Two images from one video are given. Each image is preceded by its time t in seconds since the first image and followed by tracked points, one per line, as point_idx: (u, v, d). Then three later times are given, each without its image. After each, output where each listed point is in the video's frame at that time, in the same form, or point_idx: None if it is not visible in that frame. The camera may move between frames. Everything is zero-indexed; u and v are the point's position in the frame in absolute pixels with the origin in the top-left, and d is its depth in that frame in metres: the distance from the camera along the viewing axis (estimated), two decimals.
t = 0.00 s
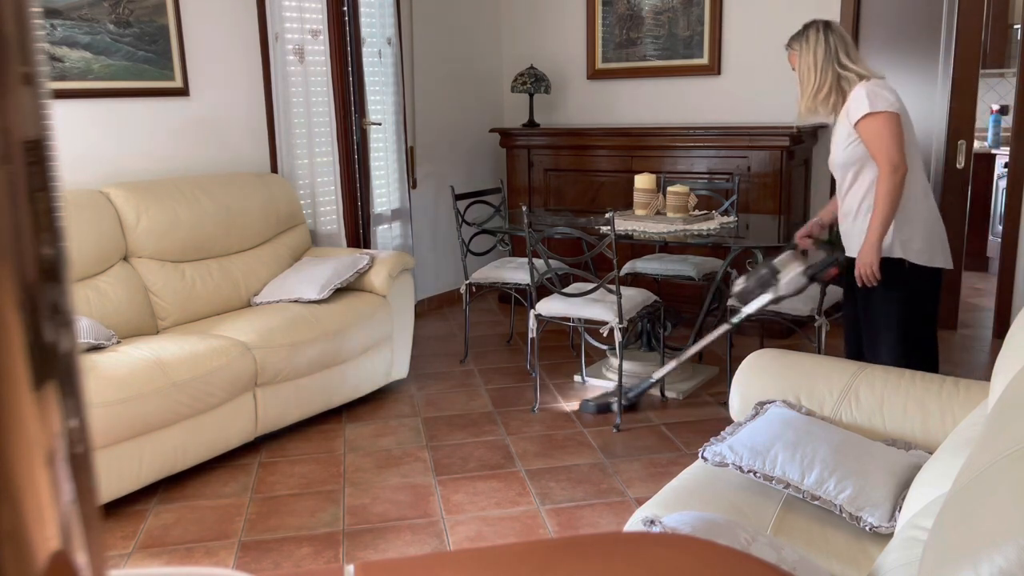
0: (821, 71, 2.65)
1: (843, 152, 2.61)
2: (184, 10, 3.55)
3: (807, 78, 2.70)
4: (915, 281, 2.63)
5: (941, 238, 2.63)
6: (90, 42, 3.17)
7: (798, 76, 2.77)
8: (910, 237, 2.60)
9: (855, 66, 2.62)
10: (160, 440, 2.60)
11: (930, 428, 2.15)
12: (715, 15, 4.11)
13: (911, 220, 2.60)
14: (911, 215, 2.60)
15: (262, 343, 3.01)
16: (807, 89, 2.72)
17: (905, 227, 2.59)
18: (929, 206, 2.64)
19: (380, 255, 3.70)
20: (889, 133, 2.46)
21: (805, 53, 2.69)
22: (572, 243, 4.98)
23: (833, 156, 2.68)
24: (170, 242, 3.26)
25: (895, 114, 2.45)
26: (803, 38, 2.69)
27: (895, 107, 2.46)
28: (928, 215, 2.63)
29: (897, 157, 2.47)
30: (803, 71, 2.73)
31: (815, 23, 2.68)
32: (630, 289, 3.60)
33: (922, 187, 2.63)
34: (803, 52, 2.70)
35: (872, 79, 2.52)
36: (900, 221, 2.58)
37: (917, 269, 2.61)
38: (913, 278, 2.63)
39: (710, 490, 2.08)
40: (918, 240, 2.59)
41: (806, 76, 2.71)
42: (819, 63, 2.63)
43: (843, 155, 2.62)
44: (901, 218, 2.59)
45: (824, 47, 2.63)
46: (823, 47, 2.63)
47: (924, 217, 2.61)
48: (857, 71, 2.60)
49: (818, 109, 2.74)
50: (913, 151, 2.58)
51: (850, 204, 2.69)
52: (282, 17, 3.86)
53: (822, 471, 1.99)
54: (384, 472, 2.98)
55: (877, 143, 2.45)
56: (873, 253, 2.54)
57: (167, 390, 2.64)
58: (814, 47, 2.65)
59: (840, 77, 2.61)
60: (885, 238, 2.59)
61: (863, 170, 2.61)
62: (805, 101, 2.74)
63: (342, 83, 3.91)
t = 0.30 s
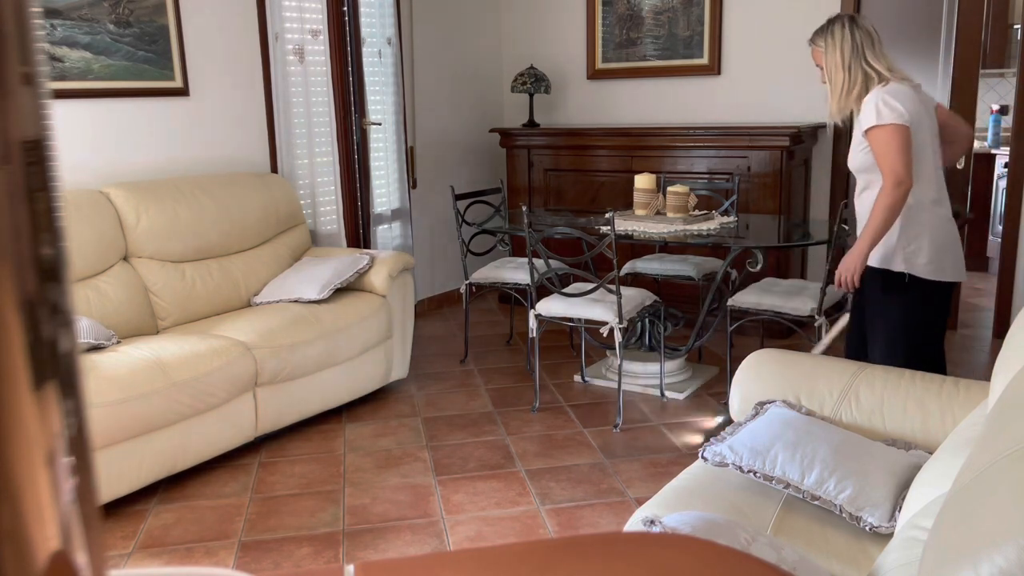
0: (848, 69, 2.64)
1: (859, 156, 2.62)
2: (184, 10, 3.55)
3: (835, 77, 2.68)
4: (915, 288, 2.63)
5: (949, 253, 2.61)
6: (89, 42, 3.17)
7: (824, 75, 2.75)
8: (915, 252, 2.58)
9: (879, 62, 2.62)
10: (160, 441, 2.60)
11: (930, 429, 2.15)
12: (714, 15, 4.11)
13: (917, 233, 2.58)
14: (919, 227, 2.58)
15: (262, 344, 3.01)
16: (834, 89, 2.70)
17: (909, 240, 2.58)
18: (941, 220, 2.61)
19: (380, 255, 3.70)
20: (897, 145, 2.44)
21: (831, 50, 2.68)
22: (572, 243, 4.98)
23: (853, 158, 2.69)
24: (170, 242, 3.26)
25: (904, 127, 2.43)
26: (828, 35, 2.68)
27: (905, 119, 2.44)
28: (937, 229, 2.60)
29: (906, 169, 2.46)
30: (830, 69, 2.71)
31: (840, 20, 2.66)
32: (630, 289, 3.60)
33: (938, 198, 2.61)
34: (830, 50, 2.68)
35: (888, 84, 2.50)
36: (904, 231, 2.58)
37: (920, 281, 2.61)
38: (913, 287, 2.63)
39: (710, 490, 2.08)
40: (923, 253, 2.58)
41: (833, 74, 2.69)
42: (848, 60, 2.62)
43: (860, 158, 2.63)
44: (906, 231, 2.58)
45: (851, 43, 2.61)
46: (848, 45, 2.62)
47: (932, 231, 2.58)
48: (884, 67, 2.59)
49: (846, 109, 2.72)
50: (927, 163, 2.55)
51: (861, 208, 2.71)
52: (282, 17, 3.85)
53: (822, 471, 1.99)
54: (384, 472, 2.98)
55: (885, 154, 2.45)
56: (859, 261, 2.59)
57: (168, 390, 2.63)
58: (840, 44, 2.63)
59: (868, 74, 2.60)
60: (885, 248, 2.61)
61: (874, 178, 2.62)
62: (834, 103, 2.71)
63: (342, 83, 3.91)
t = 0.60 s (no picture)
0: (857, 68, 2.60)
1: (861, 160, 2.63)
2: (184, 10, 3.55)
3: (843, 77, 2.63)
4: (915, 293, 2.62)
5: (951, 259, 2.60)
6: (90, 42, 3.16)
7: (831, 74, 2.70)
8: (914, 256, 2.59)
9: (885, 61, 2.60)
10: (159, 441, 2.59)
11: (930, 429, 2.16)
12: (714, 15, 4.11)
13: (916, 238, 2.59)
14: (919, 232, 2.58)
15: (262, 343, 3.01)
16: (843, 90, 2.65)
17: (909, 244, 2.59)
18: (942, 225, 2.60)
19: (380, 255, 3.70)
20: (896, 150, 2.45)
21: (838, 48, 2.64)
22: (572, 243, 4.98)
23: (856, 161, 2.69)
24: (170, 242, 3.26)
25: (903, 131, 2.43)
26: (836, 33, 2.64)
27: (904, 123, 2.44)
28: (938, 234, 2.60)
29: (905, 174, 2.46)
30: (837, 69, 2.66)
31: (846, 18, 2.65)
32: (630, 289, 3.61)
33: (939, 203, 2.61)
34: (838, 49, 2.64)
35: (889, 87, 2.50)
36: (903, 236, 2.59)
37: (918, 287, 2.61)
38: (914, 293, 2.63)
39: (710, 489, 2.08)
40: (923, 258, 2.58)
41: (842, 74, 2.64)
42: (857, 59, 2.57)
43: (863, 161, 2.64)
44: (905, 234, 2.59)
45: (860, 42, 2.57)
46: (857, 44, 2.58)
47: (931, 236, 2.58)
48: (889, 67, 2.57)
49: (854, 110, 2.68)
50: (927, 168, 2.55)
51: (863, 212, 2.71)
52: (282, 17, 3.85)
53: (822, 471, 1.99)
54: (385, 472, 2.98)
55: (884, 159, 2.45)
56: (860, 268, 2.60)
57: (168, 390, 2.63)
58: (849, 43, 2.60)
59: (878, 74, 2.57)
60: (886, 254, 2.61)
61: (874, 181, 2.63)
62: (843, 103, 2.66)
63: (342, 83, 3.91)
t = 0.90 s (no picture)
0: (838, 71, 2.65)
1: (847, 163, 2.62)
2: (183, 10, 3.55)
3: (825, 80, 2.69)
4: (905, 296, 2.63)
5: (938, 260, 2.61)
6: (90, 42, 3.16)
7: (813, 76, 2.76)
8: (904, 258, 2.59)
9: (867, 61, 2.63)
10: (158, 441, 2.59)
11: (930, 429, 2.15)
12: (714, 15, 4.11)
13: (903, 240, 2.59)
14: (907, 234, 2.59)
15: (261, 344, 3.01)
16: (825, 92, 2.71)
17: (899, 247, 2.59)
18: (927, 227, 2.62)
19: (380, 255, 3.70)
20: (887, 151, 2.44)
21: (818, 52, 2.68)
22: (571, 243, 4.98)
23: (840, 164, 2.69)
24: (170, 242, 3.26)
25: (894, 132, 2.43)
26: (814, 36, 2.68)
27: (894, 124, 2.44)
28: (924, 236, 2.61)
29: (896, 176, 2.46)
30: (818, 71, 2.72)
31: (826, 21, 2.68)
32: (629, 289, 3.61)
33: (923, 204, 2.62)
34: (817, 52, 2.69)
35: (876, 88, 2.50)
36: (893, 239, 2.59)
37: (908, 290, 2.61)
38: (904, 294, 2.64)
39: (711, 489, 2.08)
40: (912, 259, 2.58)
41: (823, 77, 2.69)
42: (836, 61, 2.62)
43: (849, 164, 2.64)
44: (895, 237, 2.59)
45: (839, 44, 2.62)
46: (836, 47, 2.63)
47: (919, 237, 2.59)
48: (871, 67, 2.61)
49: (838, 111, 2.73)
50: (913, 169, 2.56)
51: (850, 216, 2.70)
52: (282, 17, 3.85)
53: (822, 471, 1.99)
54: (385, 472, 2.98)
55: (876, 161, 2.44)
56: (855, 273, 2.57)
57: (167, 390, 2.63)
58: (828, 46, 2.64)
59: (858, 75, 2.61)
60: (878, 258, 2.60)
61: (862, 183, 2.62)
62: (826, 106, 2.71)
63: (342, 83, 3.91)
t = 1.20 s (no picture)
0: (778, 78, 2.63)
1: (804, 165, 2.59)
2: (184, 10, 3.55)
3: (764, 88, 2.67)
4: (886, 288, 2.61)
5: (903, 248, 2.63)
6: (90, 42, 3.16)
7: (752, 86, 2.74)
8: (877, 250, 2.57)
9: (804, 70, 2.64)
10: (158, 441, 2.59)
11: (931, 429, 2.15)
12: (715, 15, 4.10)
13: (876, 230, 2.59)
14: (874, 226, 2.58)
15: (262, 344, 3.01)
16: (764, 101, 2.69)
17: (871, 239, 2.57)
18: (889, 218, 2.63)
19: (380, 255, 3.70)
20: (851, 146, 2.43)
21: (758, 59, 2.68)
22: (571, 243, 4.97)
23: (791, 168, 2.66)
24: (170, 242, 3.26)
25: (855, 126, 2.43)
26: (754, 44, 2.69)
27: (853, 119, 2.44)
28: (887, 227, 2.62)
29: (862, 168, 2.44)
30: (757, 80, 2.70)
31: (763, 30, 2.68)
32: (630, 289, 3.61)
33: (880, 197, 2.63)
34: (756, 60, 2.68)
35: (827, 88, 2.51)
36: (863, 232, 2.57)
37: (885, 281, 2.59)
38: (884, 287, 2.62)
39: (711, 489, 2.08)
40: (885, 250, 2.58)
41: (763, 85, 2.68)
42: (775, 68, 2.62)
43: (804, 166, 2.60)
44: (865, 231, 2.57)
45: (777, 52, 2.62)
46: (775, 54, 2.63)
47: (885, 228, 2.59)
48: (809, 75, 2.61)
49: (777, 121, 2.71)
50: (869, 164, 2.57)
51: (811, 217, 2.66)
52: (282, 17, 3.85)
53: (822, 471, 1.99)
54: (385, 472, 2.98)
55: (844, 156, 2.42)
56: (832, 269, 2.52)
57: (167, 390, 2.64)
58: (768, 53, 2.64)
59: (797, 82, 2.61)
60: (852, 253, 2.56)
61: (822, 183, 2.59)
62: (766, 114, 2.69)
63: (342, 83, 3.90)
